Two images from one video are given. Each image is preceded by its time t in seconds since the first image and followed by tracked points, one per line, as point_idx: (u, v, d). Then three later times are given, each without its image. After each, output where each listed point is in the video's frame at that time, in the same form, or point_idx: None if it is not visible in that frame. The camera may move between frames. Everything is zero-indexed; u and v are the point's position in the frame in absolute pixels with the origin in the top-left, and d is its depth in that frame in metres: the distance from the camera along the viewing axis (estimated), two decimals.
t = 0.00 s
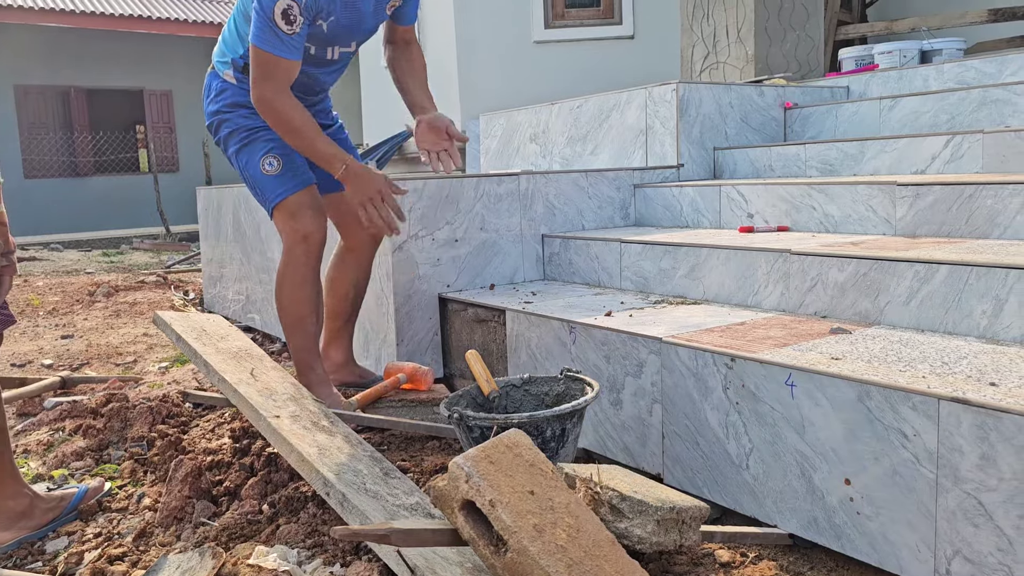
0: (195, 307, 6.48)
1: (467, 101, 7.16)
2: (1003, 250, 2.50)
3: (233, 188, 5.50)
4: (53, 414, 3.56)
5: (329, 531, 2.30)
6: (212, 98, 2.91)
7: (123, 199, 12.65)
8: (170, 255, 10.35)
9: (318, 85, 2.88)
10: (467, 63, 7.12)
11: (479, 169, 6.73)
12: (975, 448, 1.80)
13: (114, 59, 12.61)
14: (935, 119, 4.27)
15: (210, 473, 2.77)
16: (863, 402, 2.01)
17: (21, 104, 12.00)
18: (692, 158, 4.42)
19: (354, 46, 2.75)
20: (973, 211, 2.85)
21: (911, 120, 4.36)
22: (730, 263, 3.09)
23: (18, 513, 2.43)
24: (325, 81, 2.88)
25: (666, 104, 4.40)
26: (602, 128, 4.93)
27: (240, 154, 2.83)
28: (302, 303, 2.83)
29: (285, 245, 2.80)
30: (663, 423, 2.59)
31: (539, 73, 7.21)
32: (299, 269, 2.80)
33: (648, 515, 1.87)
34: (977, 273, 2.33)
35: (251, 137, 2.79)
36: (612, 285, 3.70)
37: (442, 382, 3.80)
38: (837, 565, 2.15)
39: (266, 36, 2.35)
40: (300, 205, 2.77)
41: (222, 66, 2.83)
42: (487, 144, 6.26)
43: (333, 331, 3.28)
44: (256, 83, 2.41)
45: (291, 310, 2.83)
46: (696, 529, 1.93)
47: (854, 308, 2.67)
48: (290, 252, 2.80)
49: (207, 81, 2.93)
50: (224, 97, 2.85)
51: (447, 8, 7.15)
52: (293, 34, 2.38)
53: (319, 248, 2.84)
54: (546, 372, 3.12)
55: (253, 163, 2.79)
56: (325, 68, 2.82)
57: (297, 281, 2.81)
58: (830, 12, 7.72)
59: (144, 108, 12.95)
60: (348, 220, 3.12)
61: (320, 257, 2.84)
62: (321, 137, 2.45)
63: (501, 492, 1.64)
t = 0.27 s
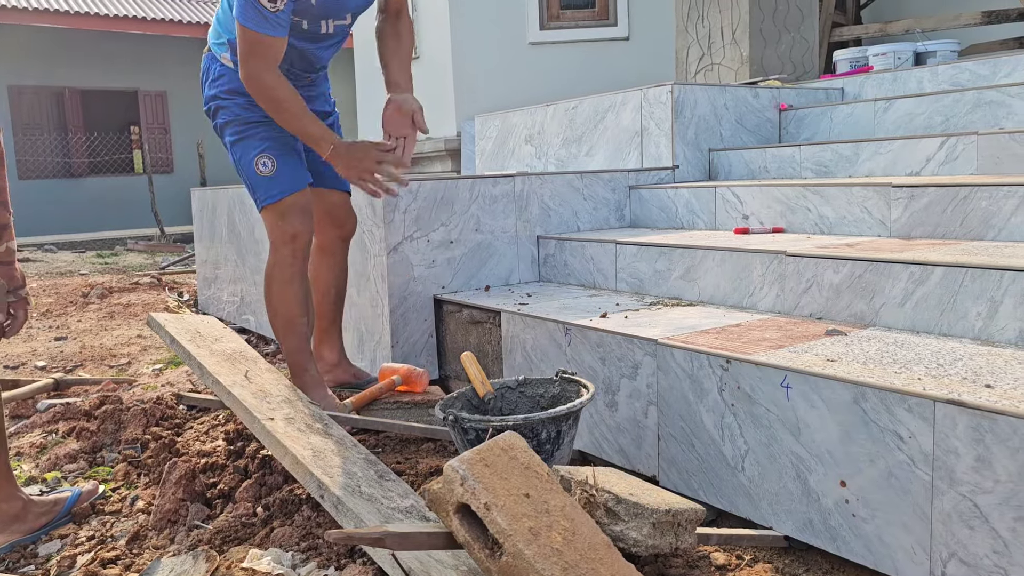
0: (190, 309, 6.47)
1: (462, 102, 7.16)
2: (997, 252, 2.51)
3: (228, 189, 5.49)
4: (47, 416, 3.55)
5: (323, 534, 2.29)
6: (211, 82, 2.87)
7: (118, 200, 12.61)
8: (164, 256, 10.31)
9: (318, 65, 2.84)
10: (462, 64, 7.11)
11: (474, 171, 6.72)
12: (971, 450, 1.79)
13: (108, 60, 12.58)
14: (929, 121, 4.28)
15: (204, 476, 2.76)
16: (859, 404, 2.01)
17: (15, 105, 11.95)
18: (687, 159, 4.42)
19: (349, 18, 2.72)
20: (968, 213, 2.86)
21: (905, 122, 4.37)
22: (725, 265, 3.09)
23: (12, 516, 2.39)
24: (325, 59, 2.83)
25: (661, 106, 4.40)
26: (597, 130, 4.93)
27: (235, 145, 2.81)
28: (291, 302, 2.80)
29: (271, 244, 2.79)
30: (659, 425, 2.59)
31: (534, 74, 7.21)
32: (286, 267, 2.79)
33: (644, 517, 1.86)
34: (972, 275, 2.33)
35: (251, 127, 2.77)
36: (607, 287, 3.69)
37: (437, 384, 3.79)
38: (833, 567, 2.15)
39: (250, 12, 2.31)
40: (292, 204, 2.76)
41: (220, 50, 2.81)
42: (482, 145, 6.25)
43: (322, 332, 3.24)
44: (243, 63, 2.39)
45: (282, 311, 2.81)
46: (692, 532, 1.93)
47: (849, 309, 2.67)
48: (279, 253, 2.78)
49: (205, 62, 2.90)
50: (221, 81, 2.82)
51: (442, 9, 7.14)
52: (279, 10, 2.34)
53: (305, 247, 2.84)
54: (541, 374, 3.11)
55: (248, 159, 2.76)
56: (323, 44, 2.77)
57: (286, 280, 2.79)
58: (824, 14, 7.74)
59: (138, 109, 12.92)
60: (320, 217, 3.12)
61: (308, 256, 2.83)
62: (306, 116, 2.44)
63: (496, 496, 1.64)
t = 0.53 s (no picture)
0: (184, 310, 6.45)
1: (458, 103, 7.15)
2: (992, 254, 2.51)
3: (223, 190, 5.47)
4: (40, 418, 3.53)
5: (317, 537, 2.28)
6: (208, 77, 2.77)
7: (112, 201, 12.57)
8: (159, 257, 10.28)
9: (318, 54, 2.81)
10: (458, 64, 7.10)
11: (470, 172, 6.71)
12: (965, 452, 1.79)
13: (103, 60, 12.55)
14: (924, 123, 4.28)
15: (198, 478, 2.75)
16: (853, 406, 2.01)
17: (9, 105, 11.91)
18: (682, 161, 4.42)
19: None
20: (963, 215, 2.86)
21: (900, 124, 4.38)
22: (720, 266, 3.09)
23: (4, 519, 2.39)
24: (325, 47, 2.81)
25: (656, 107, 4.40)
26: (593, 131, 4.93)
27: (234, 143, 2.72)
28: (287, 304, 2.80)
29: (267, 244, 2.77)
30: (653, 427, 2.58)
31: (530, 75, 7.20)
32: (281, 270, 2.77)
33: (638, 520, 1.85)
34: (966, 277, 2.33)
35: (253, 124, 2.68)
36: (602, 288, 3.69)
37: (432, 386, 3.78)
38: (827, 569, 2.14)
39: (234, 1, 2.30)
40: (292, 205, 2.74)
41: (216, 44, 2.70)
42: (478, 146, 6.24)
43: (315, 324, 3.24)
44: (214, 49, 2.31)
45: (277, 312, 2.79)
46: (686, 534, 1.92)
47: (844, 311, 2.67)
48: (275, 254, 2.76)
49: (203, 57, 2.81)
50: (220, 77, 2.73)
51: (438, 9, 7.12)
52: None
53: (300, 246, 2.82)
54: (536, 376, 3.10)
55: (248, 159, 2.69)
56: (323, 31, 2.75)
57: (282, 283, 2.78)
58: (820, 15, 7.75)
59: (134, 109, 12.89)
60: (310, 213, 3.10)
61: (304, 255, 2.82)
62: (247, 136, 2.42)
63: (490, 499, 1.63)
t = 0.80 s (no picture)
0: (182, 309, 6.44)
1: (457, 102, 7.15)
2: (990, 255, 2.51)
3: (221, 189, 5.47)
4: (36, 417, 3.52)
5: (313, 537, 2.28)
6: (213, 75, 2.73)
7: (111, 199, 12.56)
8: (158, 256, 10.28)
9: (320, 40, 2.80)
10: (457, 63, 7.10)
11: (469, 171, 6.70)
12: (961, 452, 1.79)
13: (102, 58, 12.54)
14: (923, 123, 4.28)
15: (195, 477, 2.75)
16: (850, 406, 2.01)
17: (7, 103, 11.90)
18: (681, 160, 4.41)
19: None
20: (961, 215, 2.86)
21: (899, 124, 4.38)
22: (718, 266, 3.09)
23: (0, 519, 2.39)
24: (327, 30, 2.81)
25: (655, 107, 4.40)
26: (592, 130, 4.92)
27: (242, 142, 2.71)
28: (289, 303, 2.80)
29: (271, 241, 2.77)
30: (651, 427, 2.58)
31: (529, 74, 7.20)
32: (284, 270, 2.77)
33: (635, 520, 1.85)
34: (963, 277, 2.33)
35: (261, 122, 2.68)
36: (600, 288, 3.69)
37: (430, 385, 3.78)
38: (824, 569, 2.14)
39: None
40: (296, 204, 2.73)
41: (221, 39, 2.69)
42: (476, 146, 6.24)
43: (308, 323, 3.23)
44: (192, 13, 2.47)
45: (279, 311, 2.80)
46: (682, 534, 1.92)
47: (842, 311, 2.66)
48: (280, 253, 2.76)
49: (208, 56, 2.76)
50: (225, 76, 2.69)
51: (437, 8, 7.12)
52: None
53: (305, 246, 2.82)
54: (534, 375, 3.10)
55: (254, 158, 2.69)
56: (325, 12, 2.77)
57: (285, 281, 2.78)
58: (819, 15, 7.75)
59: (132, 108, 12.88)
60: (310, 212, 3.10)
61: (307, 255, 2.82)
62: (209, 103, 2.52)
63: (485, 499, 1.63)
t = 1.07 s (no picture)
0: (186, 306, 6.45)
1: (460, 100, 7.15)
2: (994, 252, 2.51)
3: (225, 186, 5.48)
4: (41, 413, 3.53)
5: (318, 533, 2.29)
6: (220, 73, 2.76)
7: (114, 196, 12.57)
8: (161, 253, 10.29)
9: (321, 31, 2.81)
10: (460, 60, 7.10)
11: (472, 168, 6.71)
12: (966, 449, 1.80)
13: (105, 55, 12.56)
14: (927, 121, 4.28)
15: (200, 473, 2.76)
16: (855, 403, 2.01)
17: (11, 100, 11.92)
18: (685, 158, 4.41)
19: None
20: (965, 212, 2.86)
21: (903, 121, 4.37)
22: (722, 264, 3.09)
23: (6, 515, 2.41)
24: (328, 21, 2.82)
25: (659, 104, 4.40)
26: (595, 128, 4.92)
27: (247, 137, 2.71)
28: (292, 299, 2.80)
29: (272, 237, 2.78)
30: (655, 424, 2.59)
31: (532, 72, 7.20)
32: (286, 266, 2.78)
33: (640, 516, 1.86)
34: (968, 275, 2.33)
35: (267, 116, 2.68)
36: (604, 285, 3.69)
37: (434, 382, 3.79)
38: (828, 566, 2.14)
39: None
40: (300, 199, 2.74)
41: (227, 37, 2.73)
42: (479, 143, 6.24)
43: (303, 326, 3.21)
44: None
45: (281, 306, 2.81)
46: (687, 530, 1.93)
47: (846, 308, 2.67)
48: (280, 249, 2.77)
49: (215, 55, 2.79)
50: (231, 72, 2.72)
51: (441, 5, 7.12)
52: None
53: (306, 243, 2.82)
54: (538, 372, 3.11)
55: (259, 153, 2.70)
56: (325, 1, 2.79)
57: (288, 277, 2.78)
58: (823, 13, 7.74)
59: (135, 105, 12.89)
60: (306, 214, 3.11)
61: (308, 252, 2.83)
62: (216, 58, 2.51)
63: (491, 494, 1.64)
